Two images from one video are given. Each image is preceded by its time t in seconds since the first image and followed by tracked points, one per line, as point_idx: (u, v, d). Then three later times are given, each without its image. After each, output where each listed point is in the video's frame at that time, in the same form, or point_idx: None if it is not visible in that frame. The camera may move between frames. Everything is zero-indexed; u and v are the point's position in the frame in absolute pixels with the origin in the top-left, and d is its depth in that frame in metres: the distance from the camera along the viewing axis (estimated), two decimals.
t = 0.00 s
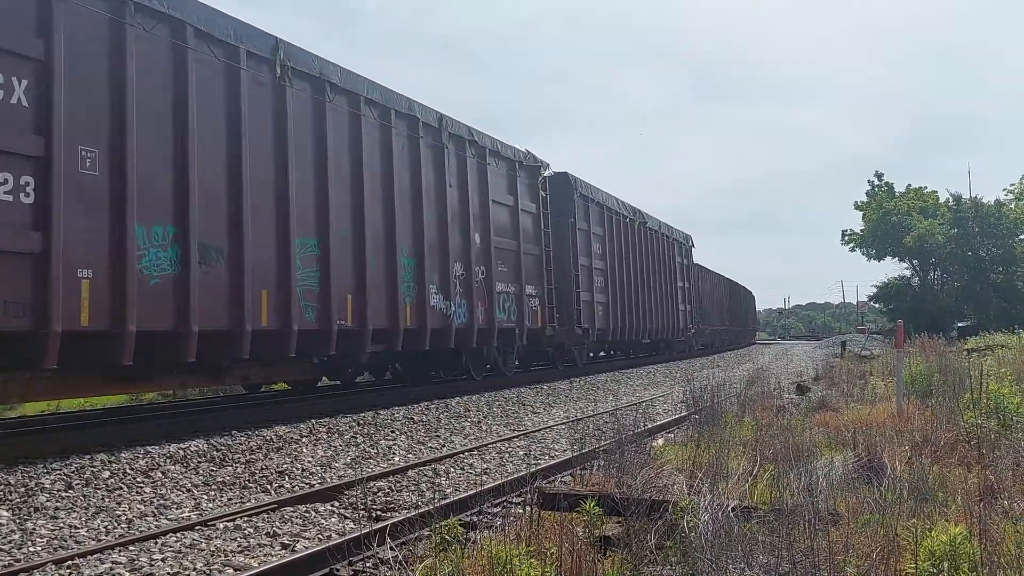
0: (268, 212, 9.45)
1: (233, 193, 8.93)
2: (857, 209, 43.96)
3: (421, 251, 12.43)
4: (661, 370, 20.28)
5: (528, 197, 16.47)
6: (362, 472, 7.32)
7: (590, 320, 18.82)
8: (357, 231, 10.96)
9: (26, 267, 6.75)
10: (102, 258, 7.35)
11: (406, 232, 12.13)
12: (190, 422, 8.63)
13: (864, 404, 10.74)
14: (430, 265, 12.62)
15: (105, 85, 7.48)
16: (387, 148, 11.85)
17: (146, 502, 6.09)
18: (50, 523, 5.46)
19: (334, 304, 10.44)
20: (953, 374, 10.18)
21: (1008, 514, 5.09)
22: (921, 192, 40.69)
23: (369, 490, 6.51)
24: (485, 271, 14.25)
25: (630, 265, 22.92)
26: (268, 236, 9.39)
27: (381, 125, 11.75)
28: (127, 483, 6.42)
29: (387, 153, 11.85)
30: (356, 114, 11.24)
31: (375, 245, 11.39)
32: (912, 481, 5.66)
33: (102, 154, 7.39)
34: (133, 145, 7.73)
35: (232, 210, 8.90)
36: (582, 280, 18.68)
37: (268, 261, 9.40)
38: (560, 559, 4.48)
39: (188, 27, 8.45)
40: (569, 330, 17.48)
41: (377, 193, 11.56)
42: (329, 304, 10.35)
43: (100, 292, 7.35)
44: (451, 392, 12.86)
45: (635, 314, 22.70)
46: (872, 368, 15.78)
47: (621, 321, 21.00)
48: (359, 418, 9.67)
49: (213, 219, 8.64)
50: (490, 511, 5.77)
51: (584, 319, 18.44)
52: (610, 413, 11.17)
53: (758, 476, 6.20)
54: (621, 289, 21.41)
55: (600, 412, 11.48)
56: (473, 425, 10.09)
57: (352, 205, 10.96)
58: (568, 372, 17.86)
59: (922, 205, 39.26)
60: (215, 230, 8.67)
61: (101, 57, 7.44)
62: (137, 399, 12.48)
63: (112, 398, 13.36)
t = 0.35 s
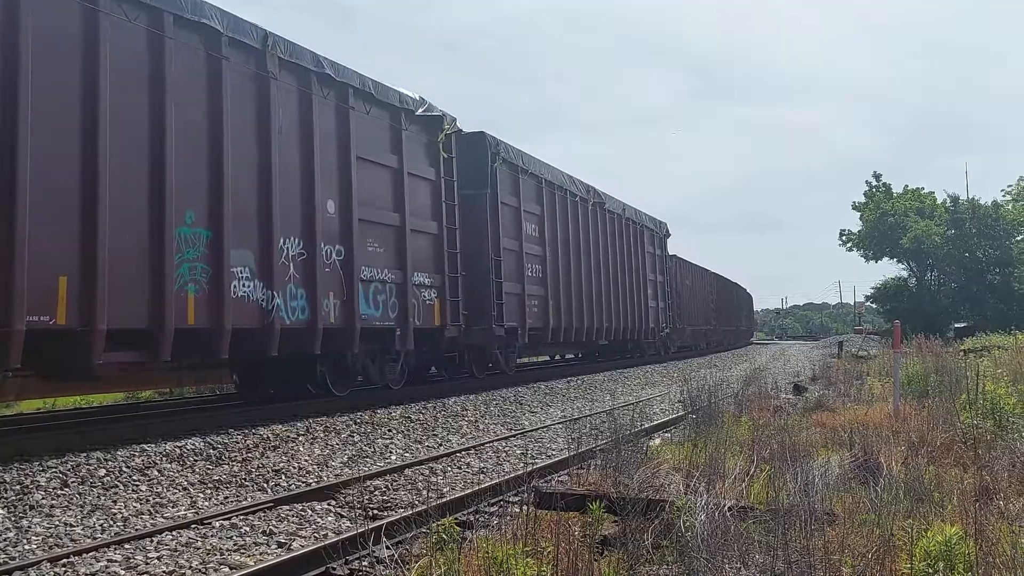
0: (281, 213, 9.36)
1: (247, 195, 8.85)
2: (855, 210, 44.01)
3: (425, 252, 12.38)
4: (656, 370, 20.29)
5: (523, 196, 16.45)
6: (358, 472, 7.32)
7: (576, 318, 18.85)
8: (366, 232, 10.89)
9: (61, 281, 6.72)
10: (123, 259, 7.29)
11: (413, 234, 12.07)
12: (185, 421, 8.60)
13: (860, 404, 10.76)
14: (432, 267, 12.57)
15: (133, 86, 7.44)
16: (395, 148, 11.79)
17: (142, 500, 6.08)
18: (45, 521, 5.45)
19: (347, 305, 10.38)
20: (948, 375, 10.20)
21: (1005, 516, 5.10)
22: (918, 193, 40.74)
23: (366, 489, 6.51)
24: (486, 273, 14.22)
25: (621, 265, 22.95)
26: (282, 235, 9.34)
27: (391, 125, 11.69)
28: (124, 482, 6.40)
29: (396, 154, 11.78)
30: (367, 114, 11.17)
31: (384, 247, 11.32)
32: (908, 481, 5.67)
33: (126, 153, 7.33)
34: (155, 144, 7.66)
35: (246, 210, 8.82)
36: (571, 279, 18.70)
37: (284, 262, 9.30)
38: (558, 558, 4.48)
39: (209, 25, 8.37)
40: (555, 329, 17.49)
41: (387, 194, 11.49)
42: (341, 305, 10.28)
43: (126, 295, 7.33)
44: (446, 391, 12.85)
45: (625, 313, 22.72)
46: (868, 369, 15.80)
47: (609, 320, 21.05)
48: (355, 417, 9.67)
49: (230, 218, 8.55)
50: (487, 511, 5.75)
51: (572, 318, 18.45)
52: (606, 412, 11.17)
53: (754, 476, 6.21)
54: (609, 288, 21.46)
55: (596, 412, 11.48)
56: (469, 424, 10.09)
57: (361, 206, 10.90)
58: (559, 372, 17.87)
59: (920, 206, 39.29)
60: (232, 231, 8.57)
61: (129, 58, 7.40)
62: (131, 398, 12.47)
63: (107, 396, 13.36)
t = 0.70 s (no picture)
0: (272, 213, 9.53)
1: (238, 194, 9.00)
2: (852, 209, 44.02)
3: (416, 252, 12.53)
4: (654, 369, 20.28)
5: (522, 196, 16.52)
6: (355, 471, 7.32)
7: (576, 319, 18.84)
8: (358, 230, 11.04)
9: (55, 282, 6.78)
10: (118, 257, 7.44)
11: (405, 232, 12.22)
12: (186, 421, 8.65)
13: (857, 403, 10.75)
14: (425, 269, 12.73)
15: (123, 86, 7.58)
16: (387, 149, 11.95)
17: (139, 500, 6.07)
18: (42, 521, 5.44)
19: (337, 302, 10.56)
20: (946, 373, 10.19)
21: (1002, 514, 5.10)
22: (915, 191, 40.77)
23: (363, 489, 6.51)
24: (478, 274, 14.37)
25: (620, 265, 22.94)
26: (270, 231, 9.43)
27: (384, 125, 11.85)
28: (120, 482, 6.40)
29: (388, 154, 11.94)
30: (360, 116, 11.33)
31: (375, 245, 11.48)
32: (906, 480, 5.66)
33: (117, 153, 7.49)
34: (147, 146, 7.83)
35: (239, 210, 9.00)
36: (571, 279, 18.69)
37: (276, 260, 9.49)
38: (555, 558, 4.48)
39: (206, 26, 8.56)
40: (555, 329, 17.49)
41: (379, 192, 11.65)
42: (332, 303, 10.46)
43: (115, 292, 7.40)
44: (444, 390, 12.84)
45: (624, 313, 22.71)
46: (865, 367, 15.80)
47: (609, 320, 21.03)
48: (352, 417, 9.66)
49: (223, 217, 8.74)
50: (484, 510, 5.75)
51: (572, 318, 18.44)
52: (603, 411, 11.16)
53: (751, 475, 6.20)
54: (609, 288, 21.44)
55: (594, 411, 11.48)
56: (467, 423, 10.08)
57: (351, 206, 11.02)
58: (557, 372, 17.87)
59: (916, 205, 39.31)
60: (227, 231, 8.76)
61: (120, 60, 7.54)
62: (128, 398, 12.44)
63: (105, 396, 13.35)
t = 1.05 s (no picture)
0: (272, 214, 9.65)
1: (241, 197, 9.17)
2: (851, 208, 44.01)
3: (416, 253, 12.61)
4: (653, 368, 20.29)
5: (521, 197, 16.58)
6: (354, 471, 7.32)
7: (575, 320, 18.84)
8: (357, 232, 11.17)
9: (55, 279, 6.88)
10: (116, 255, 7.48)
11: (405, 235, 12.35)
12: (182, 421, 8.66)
13: (857, 403, 10.75)
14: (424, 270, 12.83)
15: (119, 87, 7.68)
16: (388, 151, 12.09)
17: (138, 501, 6.07)
18: (41, 522, 5.44)
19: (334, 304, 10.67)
20: (945, 373, 10.20)
21: (1002, 513, 5.10)
22: (914, 191, 40.81)
23: (363, 489, 6.51)
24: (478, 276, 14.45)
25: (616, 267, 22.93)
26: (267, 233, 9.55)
27: (385, 129, 12.00)
28: (120, 482, 6.40)
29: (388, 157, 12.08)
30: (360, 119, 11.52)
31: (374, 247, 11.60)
32: (905, 480, 5.67)
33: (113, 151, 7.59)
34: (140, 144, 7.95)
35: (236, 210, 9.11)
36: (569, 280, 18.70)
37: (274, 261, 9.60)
38: (554, 559, 4.47)
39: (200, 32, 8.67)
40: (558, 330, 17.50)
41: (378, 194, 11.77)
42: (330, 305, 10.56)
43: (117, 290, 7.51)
44: (442, 390, 12.83)
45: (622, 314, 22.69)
46: (864, 367, 15.82)
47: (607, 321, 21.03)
48: (352, 417, 9.66)
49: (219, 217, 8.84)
50: (483, 510, 5.75)
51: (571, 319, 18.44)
52: (602, 411, 11.16)
53: (751, 474, 6.20)
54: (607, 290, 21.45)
55: (593, 411, 11.49)
56: (466, 424, 10.08)
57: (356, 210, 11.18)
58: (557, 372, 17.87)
59: (915, 204, 39.32)
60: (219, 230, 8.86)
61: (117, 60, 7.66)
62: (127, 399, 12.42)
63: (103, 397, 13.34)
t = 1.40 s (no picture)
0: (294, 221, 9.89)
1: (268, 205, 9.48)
2: (848, 208, 44.06)
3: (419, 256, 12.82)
4: (651, 368, 20.32)
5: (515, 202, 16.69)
6: (353, 473, 7.33)
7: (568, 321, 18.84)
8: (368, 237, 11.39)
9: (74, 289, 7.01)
10: (132, 262, 7.60)
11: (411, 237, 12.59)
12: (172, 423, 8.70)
13: (854, 402, 10.77)
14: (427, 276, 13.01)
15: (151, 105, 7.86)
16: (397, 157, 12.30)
17: (136, 503, 6.08)
18: (39, 524, 5.45)
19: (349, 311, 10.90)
20: (943, 372, 10.23)
21: (999, 511, 5.12)
22: (911, 190, 40.87)
23: (360, 490, 6.52)
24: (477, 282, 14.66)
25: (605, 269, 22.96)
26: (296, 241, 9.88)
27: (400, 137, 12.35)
28: (118, 485, 6.41)
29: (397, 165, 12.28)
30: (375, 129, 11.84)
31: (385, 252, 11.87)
32: (902, 478, 5.69)
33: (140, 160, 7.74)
34: (169, 154, 8.10)
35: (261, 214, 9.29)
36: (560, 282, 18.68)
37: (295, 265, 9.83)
38: (552, 559, 4.49)
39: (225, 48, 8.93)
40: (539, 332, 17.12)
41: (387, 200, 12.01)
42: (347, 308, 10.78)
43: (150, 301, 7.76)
44: (440, 391, 12.86)
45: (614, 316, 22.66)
46: (862, 365, 15.86)
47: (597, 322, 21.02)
48: (350, 418, 9.68)
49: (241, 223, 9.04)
50: (482, 511, 5.77)
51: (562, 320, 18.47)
52: (601, 412, 11.19)
53: (749, 474, 6.22)
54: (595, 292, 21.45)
55: (591, 411, 11.53)
56: (465, 424, 10.11)
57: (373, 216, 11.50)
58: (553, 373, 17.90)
59: (912, 203, 39.38)
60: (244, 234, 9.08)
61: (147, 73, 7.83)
62: (123, 403, 12.42)
63: (101, 399, 13.35)
